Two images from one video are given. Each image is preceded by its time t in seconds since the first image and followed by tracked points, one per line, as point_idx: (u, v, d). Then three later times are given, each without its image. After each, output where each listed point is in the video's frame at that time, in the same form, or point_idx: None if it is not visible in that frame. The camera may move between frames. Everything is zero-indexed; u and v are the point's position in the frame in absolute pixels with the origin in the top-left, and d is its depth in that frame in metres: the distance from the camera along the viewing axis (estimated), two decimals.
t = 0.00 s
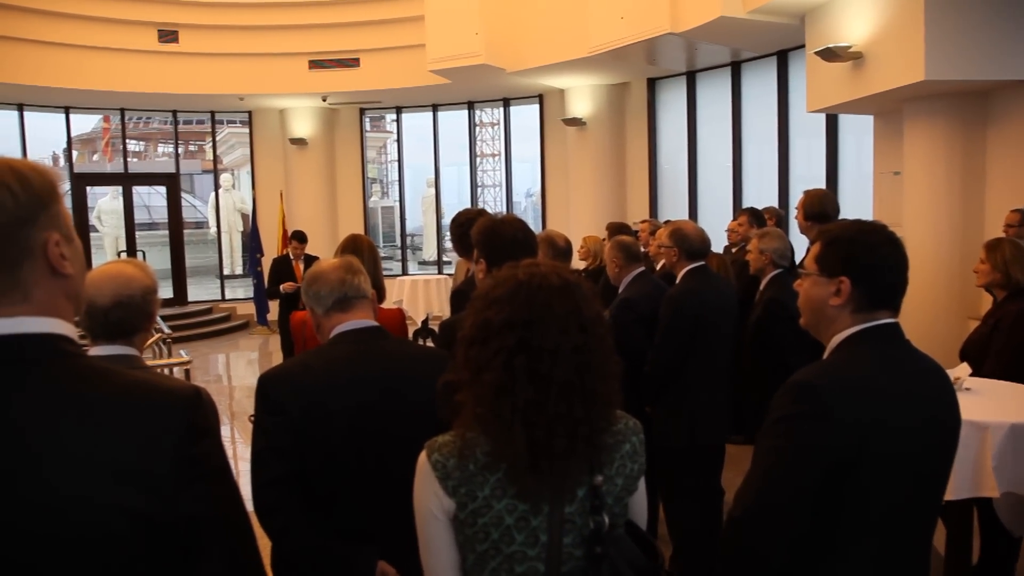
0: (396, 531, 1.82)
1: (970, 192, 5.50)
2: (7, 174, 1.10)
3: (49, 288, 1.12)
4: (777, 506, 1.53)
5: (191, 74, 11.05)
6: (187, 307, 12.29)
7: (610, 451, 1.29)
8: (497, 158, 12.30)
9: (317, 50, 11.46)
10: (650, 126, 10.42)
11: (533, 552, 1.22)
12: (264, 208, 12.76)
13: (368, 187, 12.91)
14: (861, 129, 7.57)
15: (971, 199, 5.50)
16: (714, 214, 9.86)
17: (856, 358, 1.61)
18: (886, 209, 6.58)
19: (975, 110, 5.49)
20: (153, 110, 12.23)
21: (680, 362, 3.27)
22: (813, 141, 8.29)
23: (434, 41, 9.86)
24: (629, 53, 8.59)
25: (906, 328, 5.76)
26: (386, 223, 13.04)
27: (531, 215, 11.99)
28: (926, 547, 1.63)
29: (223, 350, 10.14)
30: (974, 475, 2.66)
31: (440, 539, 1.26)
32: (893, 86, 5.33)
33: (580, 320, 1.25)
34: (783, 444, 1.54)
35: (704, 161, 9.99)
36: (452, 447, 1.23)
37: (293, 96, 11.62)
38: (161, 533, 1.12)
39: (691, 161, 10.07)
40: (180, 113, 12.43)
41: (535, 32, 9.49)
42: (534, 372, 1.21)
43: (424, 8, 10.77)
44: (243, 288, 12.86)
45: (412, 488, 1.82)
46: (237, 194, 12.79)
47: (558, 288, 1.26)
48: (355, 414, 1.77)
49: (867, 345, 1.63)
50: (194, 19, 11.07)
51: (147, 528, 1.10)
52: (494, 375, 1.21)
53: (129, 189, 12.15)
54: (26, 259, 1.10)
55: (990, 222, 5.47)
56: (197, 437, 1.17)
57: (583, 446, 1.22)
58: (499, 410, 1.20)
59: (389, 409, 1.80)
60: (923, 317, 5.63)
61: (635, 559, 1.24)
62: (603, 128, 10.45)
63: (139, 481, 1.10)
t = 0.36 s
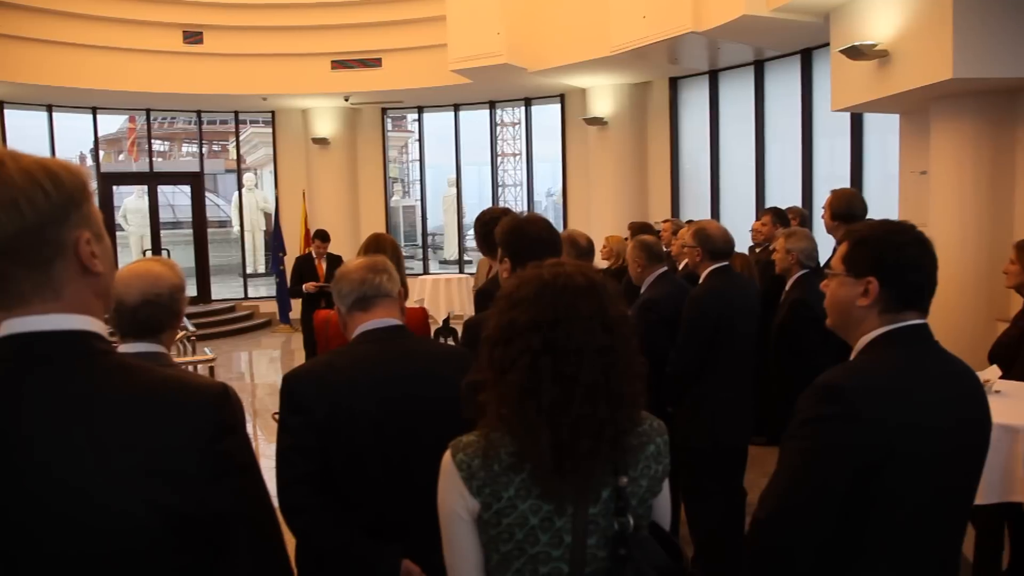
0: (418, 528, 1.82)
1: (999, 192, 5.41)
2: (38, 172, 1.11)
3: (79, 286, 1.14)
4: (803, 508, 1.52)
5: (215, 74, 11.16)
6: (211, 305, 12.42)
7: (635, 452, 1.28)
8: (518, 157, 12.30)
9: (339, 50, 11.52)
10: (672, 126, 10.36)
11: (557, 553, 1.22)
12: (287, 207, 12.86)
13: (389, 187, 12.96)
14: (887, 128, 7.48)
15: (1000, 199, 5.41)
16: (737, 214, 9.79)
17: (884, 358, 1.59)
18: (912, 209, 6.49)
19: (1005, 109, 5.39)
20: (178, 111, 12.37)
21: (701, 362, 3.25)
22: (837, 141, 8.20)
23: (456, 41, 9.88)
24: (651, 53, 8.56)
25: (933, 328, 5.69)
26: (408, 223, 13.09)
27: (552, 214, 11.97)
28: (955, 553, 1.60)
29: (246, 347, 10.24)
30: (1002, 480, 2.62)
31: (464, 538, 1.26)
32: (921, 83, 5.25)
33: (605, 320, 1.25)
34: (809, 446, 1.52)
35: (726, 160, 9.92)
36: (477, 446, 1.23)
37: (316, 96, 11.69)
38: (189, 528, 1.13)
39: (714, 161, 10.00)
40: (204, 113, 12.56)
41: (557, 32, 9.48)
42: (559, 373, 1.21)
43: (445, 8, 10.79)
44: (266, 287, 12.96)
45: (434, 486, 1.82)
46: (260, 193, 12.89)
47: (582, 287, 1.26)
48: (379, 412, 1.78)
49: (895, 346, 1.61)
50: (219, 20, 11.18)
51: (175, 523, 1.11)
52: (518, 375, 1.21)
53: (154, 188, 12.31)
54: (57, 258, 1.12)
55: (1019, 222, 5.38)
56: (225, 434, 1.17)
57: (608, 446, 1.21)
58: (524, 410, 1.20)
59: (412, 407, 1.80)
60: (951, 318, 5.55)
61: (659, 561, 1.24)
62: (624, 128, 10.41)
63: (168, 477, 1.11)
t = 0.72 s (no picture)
0: (437, 528, 1.82)
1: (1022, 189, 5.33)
2: (61, 174, 1.12)
3: (103, 287, 1.15)
4: (826, 509, 1.50)
5: (233, 77, 11.24)
6: (229, 305, 12.52)
7: (655, 453, 1.27)
8: (533, 157, 12.29)
9: (355, 51, 11.56)
10: (688, 125, 10.31)
11: (578, 555, 1.21)
12: (304, 207, 12.92)
13: (405, 187, 13.00)
14: (906, 125, 7.41)
15: None
16: (754, 212, 9.72)
17: (908, 357, 1.57)
18: (933, 207, 6.41)
19: None
20: (196, 113, 12.48)
21: (719, 362, 3.23)
22: (855, 138, 8.13)
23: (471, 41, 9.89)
24: (667, 51, 8.52)
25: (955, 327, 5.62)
26: (424, 223, 13.12)
27: (568, 214, 11.95)
28: (981, 555, 1.58)
29: (264, 348, 10.32)
30: None
31: (485, 540, 1.25)
32: (941, 79, 5.19)
33: (625, 319, 1.24)
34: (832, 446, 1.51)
35: (743, 159, 9.86)
36: (497, 448, 1.23)
37: (332, 97, 11.73)
38: (212, 526, 1.13)
39: (730, 159, 9.94)
40: (222, 115, 12.66)
41: (573, 31, 9.47)
42: (579, 373, 1.20)
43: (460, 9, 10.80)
44: (283, 288, 13.04)
45: (454, 486, 1.82)
46: (277, 194, 12.97)
47: (602, 287, 1.25)
48: (399, 412, 1.78)
49: (918, 344, 1.59)
50: (236, 22, 11.27)
51: (196, 521, 1.12)
52: (538, 376, 1.21)
53: (173, 190, 12.43)
54: (82, 259, 1.13)
55: None
56: (246, 433, 1.17)
57: (629, 447, 1.21)
58: (544, 411, 1.20)
59: (432, 407, 1.80)
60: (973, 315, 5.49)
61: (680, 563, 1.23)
62: (641, 127, 10.37)
63: (192, 476, 1.12)
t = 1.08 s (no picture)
0: (458, 524, 1.82)
1: None
2: (90, 169, 1.13)
3: (131, 280, 1.16)
4: (852, 508, 1.48)
5: (255, 73, 11.32)
6: (251, 300, 12.62)
7: (681, 450, 1.26)
8: (554, 153, 12.26)
9: (376, 47, 11.58)
10: (710, 120, 10.25)
11: (602, 553, 1.20)
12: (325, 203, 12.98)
13: (425, 183, 13.03)
14: (932, 119, 7.31)
15: None
16: (776, 208, 9.64)
17: (938, 354, 1.54)
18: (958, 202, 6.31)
19: None
20: (218, 110, 12.58)
21: (739, 358, 3.20)
22: (879, 133, 8.03)
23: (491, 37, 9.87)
24: (688, 46, 8.46)
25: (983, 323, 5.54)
26: (444, 219, 13.16)
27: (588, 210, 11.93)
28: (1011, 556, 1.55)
29: (286, 343, 10.40)
30: None
31: (508, 538, 1.24)
32: (968, 72, 5.11)
33: (651, 316, 1.23)
34: (859, 443, 1.48)
35: (765, 154, 9.78)
36: (521, 445, 1.22)
37: (353, 93, 11.76)
38: (239, 518, 1.14)
39: (752, 154, 9.86)
40: (244, 112, 12.76)
41: (594, 27, 9.43)
42: (605, 370, 1.19)
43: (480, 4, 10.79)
44: (304, 283, 13.13)
45: (474, 481, 1.82)
46: (298, 190, 13.05)
47: (628, 283, 1.24)
48: (421, 406, 1.78)
49: (949, 341, 1.56)
50: (258, 19, 11.36)
51: (224, 514, 1.13)
52: (563, 373, 1.20)
53: (196, 186, 12.56)
54: (111, 253, 1.14)
55: None
56: (272, 424, 1.17)
57: (655, 444, 1.20)
58: (569, 408, 1.19)
59: (455, 402, 1.80)
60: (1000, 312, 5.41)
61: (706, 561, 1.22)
62: (662, 123, 10.31)
63: (219, 467, 1.12)
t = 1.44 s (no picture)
0: (474, 524, 1.81)
1: None
2: (114, 167, 1.14)
3: (153, 278, 1.16)
4: (874, 511, 1.46)
5: (272, 73, 11.38)
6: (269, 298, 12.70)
7: (702, 452, 1.25)
8: (570, 152, 12.25)
9: (392, 47, 11.61)
10: (727, 120, 10.19)
11: (622, 554, 1.19)
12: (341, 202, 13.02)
13: (442, 182, 13.04)
14: (953, 118, 7.23)
15: None
16: (793, 207, 9.58)
17: (965, 356, 1.51)
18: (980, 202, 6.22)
19: None
20: (236, 109, 12.66)
21: (756, 359, 3.17)
22: (899, 132, 7.95)
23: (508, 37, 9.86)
24: (706, 45, 8.42)
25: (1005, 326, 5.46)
26: (460, 218, 13.17)
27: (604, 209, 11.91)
28: None
29: (303, 341, 10.46)
30: None
31: (527, 538, 1.24)
32: (991, 70, 5.05)
33: (674, 316, 1.22)
34: (882, 446, 1.46)
35: (782, 154, 9.71)
36: (541, 445, 1.21)
37: (370, 93, 11.79)
38: (258, 515, 1.14)
39: (770, 154, 9.78)
40: (262, 111, 12.83)
41: (611, 26, 9.40)
42: (627, 371, 1.18)
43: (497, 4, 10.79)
44: (321, 282, 13.20)
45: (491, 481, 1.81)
46: (315, 189, 13.11)
47: (650, 283, 1.23)
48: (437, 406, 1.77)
49: (974, 343, 1.54)
50: (276, 19, 11.42)
51: (244, 511, 1.13)
52: (585, 373, 1.19)
53: (214, 185, 12.66)
54: (134, 251, 1.14)
55: None
56: (292, 422, 1.17)
57: (676, 446, 1.19)
58: (590, 409, 1.18)
59: (472, 401, 1.79)
60: None
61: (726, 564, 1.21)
62: (679, 123, 10.26)
63: (240, 464, 1.12)
